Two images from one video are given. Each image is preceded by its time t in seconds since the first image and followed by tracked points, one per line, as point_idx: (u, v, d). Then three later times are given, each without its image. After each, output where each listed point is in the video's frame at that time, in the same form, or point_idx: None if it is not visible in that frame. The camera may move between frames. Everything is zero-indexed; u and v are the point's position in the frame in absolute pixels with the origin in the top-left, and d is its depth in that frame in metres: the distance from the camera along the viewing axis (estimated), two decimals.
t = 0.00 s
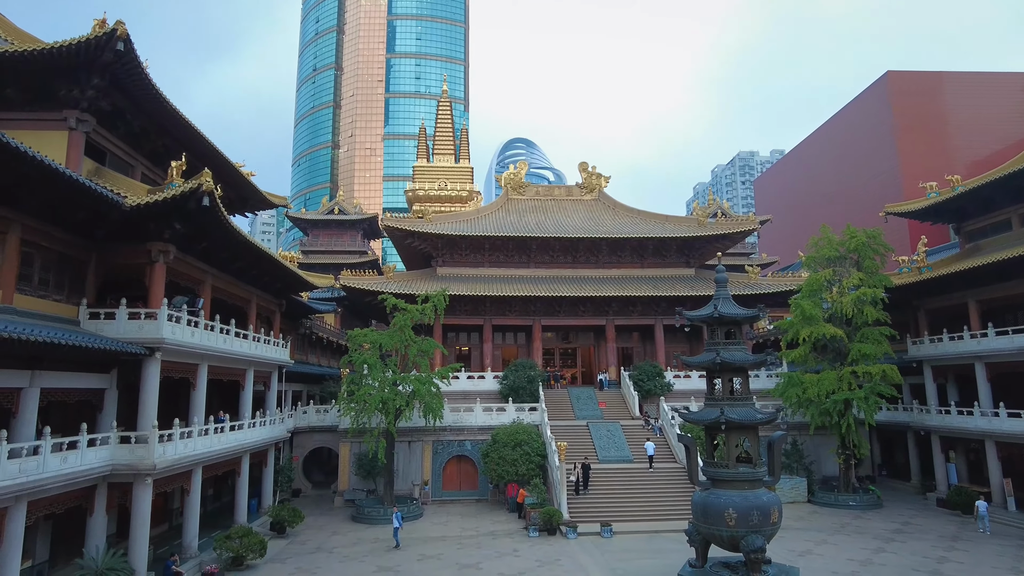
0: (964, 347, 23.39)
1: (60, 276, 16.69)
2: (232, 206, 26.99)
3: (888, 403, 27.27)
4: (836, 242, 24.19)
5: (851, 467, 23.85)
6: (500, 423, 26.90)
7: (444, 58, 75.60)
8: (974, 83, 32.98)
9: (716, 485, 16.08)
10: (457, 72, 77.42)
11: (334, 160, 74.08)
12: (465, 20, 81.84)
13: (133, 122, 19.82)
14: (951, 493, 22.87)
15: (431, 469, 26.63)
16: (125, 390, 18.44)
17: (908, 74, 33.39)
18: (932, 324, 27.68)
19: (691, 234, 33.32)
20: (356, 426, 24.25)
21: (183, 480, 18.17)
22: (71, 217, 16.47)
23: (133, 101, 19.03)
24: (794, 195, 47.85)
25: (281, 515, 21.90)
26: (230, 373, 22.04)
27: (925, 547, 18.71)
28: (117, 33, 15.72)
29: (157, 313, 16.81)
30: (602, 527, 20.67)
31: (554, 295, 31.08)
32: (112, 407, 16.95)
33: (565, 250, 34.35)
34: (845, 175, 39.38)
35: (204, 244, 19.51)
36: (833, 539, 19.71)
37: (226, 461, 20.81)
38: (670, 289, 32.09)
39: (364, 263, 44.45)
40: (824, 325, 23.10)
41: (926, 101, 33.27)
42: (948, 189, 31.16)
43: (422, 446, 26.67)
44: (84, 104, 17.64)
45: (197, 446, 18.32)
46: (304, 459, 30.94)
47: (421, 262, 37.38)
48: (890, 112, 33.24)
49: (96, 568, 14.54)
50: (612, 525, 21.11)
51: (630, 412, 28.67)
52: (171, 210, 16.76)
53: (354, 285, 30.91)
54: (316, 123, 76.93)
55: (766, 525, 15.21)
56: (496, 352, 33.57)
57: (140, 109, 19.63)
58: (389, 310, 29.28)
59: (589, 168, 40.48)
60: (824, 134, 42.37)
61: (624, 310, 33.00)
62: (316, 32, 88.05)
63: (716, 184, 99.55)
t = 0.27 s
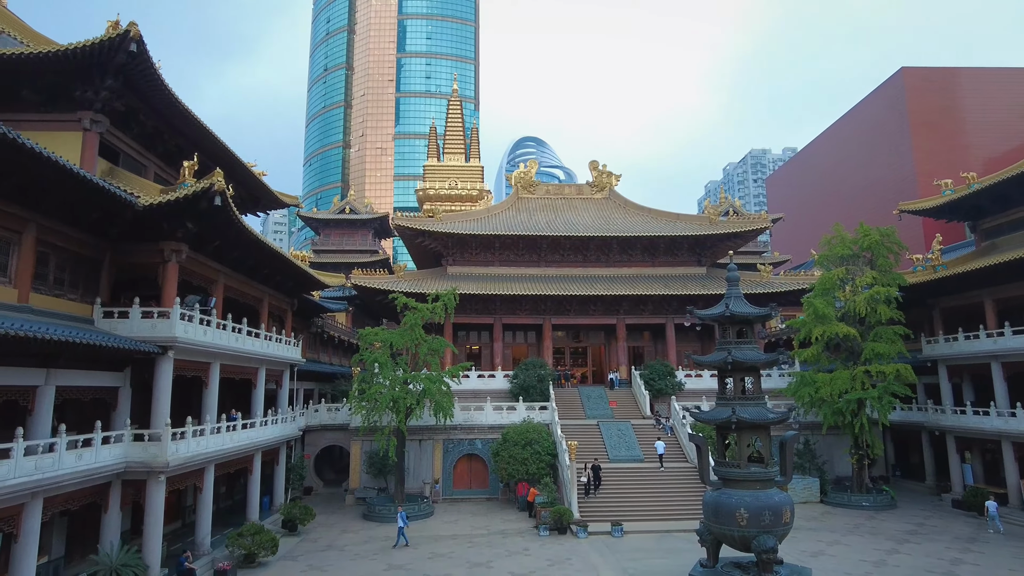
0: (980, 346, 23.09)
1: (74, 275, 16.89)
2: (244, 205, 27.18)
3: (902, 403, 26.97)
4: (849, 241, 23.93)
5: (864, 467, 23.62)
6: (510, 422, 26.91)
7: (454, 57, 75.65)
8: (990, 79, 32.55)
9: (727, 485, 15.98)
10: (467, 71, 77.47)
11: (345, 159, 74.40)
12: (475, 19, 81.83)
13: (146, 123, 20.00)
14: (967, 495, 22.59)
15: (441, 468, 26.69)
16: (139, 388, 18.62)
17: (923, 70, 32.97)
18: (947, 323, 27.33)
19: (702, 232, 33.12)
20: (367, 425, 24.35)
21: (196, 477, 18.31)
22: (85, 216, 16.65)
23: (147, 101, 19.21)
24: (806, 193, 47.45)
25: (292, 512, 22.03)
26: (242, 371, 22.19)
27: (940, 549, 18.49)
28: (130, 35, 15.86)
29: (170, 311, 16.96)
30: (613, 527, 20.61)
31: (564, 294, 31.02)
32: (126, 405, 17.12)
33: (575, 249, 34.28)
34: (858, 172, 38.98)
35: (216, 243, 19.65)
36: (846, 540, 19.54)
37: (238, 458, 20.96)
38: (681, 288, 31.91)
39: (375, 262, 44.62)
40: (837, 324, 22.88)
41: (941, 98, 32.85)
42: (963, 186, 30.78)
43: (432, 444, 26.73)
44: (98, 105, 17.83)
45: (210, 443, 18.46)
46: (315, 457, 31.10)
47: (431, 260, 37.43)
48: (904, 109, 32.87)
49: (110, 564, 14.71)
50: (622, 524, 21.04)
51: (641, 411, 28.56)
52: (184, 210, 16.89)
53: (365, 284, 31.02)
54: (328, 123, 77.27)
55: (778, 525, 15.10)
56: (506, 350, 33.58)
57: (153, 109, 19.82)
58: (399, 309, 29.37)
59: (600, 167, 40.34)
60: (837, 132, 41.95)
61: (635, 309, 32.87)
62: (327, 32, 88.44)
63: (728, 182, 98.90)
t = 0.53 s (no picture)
0: (997, 345, 22.76)
1: (90, 274, 17.10)
2: (257, 205, 27.37)
3: (917, 403, 26.66)
4: (863, 239, 23.68)
5: (878, 467, 23.38)
6: (521, 420, 26.91)
7: (465, 56, 75.68)
8: (1007, 74, 32.06)
9: (739, 485, 15.89)
10: (478, 70, 77.50)
11: (357, 159, 74.70)
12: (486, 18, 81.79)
13: (160, 123, 20.20)
14: (984, 496, 22.29)
15: (453, 466, 26.75)
16: (153, 386, 18.83)
17: (939, 66, 32.54)
18: (963, 322, 26.98)
19: (715, 230, 32.91)
20: (379, 423, 24.45)
21: (209, 475, 18.48)
22: (100, 216, 16.86)
23: (160, 102, 19.39)
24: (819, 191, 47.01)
25: (305, 510, 22.18)
26: (254, 369, 22.36)
27: (956, 550, 18.27)
28: (144, 36, 16.02)
29: (184, 310, 17.12)
30: (624, 526, 20.56)
31: (575, 293, 30.96)
32: (140, 403, 17.32)
33: (586, 247, 34.20)
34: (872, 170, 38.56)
35: (229, 242, 19.81)
36: (860, 540, 19.36)
37: (251, 456, 21.12)
38: (693, 287, 31.73)
39: (387, 261, 44.78)
40: (850, 323, 22.64)
41: (958, 94, 32.41)
42: (980, 183, 30.37)
43: (444, 443, 26.79)
44: (113, 107, 18.02)
45: (223, 441, 18.62)
46: (327, 454, 31.28)
47: (442, 259, 37.49)
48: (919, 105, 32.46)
49: (126, 560, 14.89)
50: (633, 523, 20.97)
51: (653, 410, 28.45)
52: (197, 210, 17.04)
53: (376, 283, 31.13)
54: (339, 122, 77.61)
55: (791, 525, 14.99)
56: (517, 349, 33.59)
57: (166, 110, 20.01)
58: (410, 308, 29.46)
59: (611, 165, 40.21)
60: (850, 129, 41.52)
61: (646, 308, 32.74)
62: (339, 32, 88.81)
63: (741, 180, 98.18)
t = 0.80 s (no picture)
0: (1011, 343, 22.50)
1: (102, 273, 17.28)
2: (267, 204, 27.53)
3: (929, 401, 26.42)
4: (874, 236, 23.48)
5: (890, 466, 23.20)
6: (530, 419, 26.93)
7: (474, 55, 75.68)
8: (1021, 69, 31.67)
9: (748, 483, 15.83)
10: (486, 68, 77.47)
11: (366, 158, 74.92)
12: (495, 16, 81.73)
13: (170, 123, 20.35)
14: (997, 495, 22.06)
15: (462, 464, 26.82)
16: (165, 384, 18.99)
17: (952, 62, 32.18)
18: (977, 320, 26.69)
19: (724, 228, 32.74)
20: (388, 421, 24.54)
21: (220, 472, 18.63)
22: (112, 216, 17.02)
23: (171, 102, 19.54)
24: (829, 188, 46.65)
25: (314, 507, 22.32)
26: (264, 367, 22.49)
27: (969, 550, 18.11)
28: (154, 37, 16.15)
29: (194, 309, 17.26)
30: (633, 524, 20.54)
31: (584, 291, 30.91)
32: (152, 400, 17.49)
33: (595, 245, 34.14)
34: (883, 167, 38.21)
35: (239, 241, 19.96)
36: (871, 539, 19.24)
37: (261, 453, 21.26)
38: (702, 285, 31.59)
39: (396, 260, 44.91)
40: (861, 320, 22.46)
41: (971, 89, 32.05)
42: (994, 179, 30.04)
43: (452, 441, 26.86)
44: (124, 107, 18.18)
45: (233, 439, 18.76)
46: (337, 452, 31.44)
47: (451, 258, 37.54)
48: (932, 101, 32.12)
49: (138, 556, 15.05)
50: (642, 522, 20.94)
51: (662, 409, 28.37)
52: (207, 209, 17.16)
53: (385, 282, 31.24)
54: (349, 121, 77.85)
55: (800, 524, 14.93)
56: (526, 347, 33.60)
57: (177, 110, 20.16)
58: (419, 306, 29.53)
59: (620, 163, 40.07)
60: (862, 125, 41.15)
61: (655, 306, 32.65)
62: (348, 32, 89.05)
63: (751, 177, 97.56)
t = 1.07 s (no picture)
0: (1017, 341, 22.38)
1: (107, 273, 17.37)
2: (271, 203, 27.60)
3: (935, 400, 26.30)
4: (879, 234, 23.38)
5: (895, 465, 23.11)
6: (534, 417, 26.94)
7: (478, 53, 75.62)
8: None
9: (752, 482, 15.80)
10: (491, 67, 77.43)
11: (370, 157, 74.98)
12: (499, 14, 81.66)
13: (175, 123, 20.42)
14: (1004, 494, 21.94)
15: (466, 463, 26.86)
16: (170, 383, 19.09)
17: (959, 58, 31.99)
18: (983, 318, 26.54)
19: (729, 226, 32.63)
20: (392, 419, 24.59)
21: (226, 470, 18.71)
22: (117, 216, 17.11)
23: (175, 102, 19.62)
24: (835, 185, 46.45)
25: (319, 506, 22.40)
26: (270, 366, 22.57)
27: (974, 549, 18.03)
28: (159, 37, 16.22)
29: (199, 308, 17.34)
30: (637, 523, 20.53)
31: (588, 290, 30.88)
32: (157, 399, 17.58)
33: (599, 244, 34.11)
34: (889, 164, 38.03)
35: (243, 241, 20.04)
36: (875, 538, 19.18)
37: (266, 452, 21.34)
38: (707, 283, 31.51)
39: (400, 259, 44.95)
40: (866, 319, 22.36)
41: (978, 86, 31.86)
42: (1000, 176, 29.87)
43: (457, 439, 26.90)
44: (129, 107, 18.26)
45: (239, 438, 18.85)
46: (342, 451, 31.54)
47: (455, 257, 37.56)
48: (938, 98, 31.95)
49: (144, 554, 15.14)
50: (646, 521, 20.93)
51: (666, 407, 28.33)
52: (211, 209, 17.23)
53: (390, 281, 31.30)
54: (353, 121, 77.92)
55: (804, 522, 14.90)
56: (530, 346, 33.61)
57: (181, 110, 20.23)
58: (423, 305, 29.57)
59: (624, 161, 39.99)
60: (867, 123, 40.96)
61: (660, 304, 32.58)
62: (353, 31, 89.09)
63: (756, 175, 97.23)
